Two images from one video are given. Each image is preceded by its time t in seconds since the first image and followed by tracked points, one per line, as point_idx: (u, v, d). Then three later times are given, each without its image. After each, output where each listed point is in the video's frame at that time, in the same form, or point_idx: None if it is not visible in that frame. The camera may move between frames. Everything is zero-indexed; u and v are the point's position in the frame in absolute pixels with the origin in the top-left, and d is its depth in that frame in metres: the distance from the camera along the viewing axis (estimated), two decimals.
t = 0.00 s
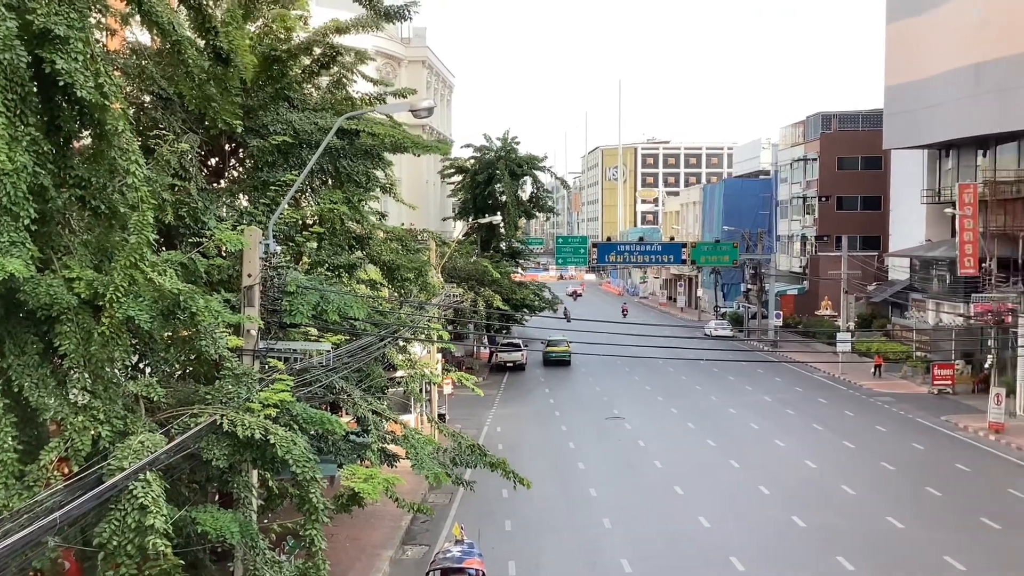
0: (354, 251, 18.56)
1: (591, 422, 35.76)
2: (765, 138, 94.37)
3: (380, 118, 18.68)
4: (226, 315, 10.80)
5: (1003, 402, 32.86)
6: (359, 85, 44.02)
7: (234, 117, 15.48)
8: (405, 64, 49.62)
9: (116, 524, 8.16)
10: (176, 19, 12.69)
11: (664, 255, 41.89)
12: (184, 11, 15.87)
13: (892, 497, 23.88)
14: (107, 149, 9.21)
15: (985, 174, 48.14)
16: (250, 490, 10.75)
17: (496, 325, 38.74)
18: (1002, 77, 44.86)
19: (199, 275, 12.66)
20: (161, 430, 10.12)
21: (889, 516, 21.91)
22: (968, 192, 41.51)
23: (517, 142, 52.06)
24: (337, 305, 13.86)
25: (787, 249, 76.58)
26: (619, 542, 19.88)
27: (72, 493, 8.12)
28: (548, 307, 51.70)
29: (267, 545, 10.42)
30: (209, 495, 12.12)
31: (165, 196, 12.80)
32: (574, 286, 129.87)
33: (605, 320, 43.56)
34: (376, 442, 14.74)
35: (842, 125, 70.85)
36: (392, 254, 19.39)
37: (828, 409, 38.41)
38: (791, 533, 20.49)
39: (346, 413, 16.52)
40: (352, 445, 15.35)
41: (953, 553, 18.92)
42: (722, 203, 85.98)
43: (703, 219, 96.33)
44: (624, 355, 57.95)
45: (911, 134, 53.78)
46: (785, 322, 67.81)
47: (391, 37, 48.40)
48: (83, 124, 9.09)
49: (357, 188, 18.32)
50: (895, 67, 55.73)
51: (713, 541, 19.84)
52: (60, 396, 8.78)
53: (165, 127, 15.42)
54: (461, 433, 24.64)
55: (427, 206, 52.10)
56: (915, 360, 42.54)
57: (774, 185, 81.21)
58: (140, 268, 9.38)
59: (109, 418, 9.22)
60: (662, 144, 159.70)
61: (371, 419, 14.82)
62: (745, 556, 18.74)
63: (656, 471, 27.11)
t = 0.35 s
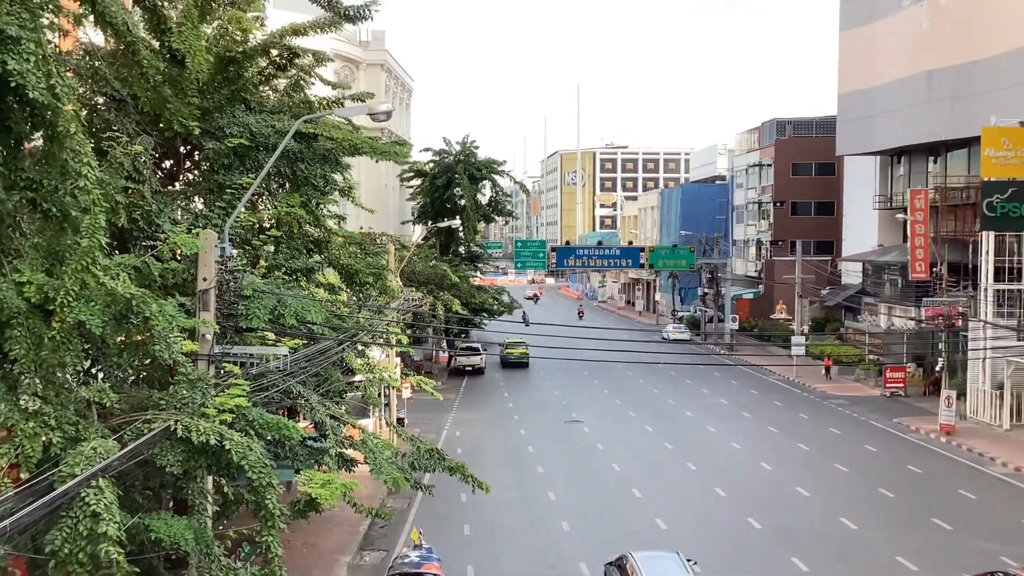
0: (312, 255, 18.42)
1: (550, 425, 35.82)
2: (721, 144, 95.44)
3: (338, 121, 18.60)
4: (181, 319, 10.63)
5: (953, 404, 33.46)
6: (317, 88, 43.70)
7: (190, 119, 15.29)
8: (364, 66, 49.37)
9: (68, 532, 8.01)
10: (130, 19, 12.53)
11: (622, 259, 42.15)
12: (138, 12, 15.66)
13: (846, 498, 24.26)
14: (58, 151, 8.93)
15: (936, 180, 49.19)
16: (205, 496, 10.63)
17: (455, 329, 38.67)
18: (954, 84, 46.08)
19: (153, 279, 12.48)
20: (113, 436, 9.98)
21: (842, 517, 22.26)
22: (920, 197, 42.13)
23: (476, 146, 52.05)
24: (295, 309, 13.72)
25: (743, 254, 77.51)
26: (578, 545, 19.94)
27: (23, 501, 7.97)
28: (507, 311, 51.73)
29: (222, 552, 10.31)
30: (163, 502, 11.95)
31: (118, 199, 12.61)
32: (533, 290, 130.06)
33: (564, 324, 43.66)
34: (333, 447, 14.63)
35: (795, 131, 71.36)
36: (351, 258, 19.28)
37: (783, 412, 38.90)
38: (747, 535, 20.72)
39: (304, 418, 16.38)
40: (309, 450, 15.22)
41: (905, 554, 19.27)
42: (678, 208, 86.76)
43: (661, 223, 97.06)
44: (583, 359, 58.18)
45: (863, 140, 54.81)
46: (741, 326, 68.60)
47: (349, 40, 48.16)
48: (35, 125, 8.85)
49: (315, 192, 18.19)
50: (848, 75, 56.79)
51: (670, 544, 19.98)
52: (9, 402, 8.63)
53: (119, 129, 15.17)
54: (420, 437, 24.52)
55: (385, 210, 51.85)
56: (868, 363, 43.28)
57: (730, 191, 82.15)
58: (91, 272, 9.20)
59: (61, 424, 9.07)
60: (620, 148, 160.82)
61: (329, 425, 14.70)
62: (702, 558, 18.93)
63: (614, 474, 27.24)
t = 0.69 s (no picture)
0: (258, 259, 18.18)
1: (498, 430, 35.81)
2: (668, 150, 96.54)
3: (284, 123, 18.43)
4: (122, 324, 10.42)
5: (894, 407, 34.13)
6: (263, 90, 43.21)
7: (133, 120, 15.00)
8: (311, 69, 48.97)
9: (4, 541, 7.76)
10: (71, 18, 12.29)
11: (570, 263, 42.35)
12: (79, 11, 15.36)
13: (789, 500, 24.65)
14: None
15: (876, 186, 50.38)
16: (147, 504, 10.42)
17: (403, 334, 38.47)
18: (894, 92, 47.35)
19: (93, 284, 12.23)
20: (52, 444, 9.75)
21: (786, 519, 22.62)
22: (862, 203, 42.82)
23: (424, 150, 51.93)
24: (239, 313, 13.53)
25: (690, 258, 78.47)
26: (526, 550, 19.95)
27: None
28: (456, 315, 51.64)
29: (164, 561, 10.10)
30: (103, 511, 11.70)
31: (58, 202, 12.32)
32: (482, 294, 130.07)
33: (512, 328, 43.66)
34: (279, 453, 14.44)
35: (740, 137, 73.20)
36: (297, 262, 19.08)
37: (729, 415, 39.42)
38: (693, 537, 20.94)
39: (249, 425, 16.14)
40: (255, 457, 15.02)
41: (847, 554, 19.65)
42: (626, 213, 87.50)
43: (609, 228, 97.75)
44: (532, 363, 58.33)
45: (805, 146, 55.89)
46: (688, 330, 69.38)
47: (296, 42, 47.73)
48: None
49: (261, 195, 17.97)
50: (790, 83, 57.92)
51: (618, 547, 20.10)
52: None
53: (59, 130, 14.80)
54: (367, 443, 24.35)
55: (332, 214, 51.42)
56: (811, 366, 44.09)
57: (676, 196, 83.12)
58: (30, 276, 9.01)
59: None
60: (569, 153, 161.65)
61: (275, 431, 14.51)
62: (649, 561, 19.08)
63: (562, 478, 27.33)
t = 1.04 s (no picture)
0: (197, 263, 17.87)
1: (442, 434, 35.71)
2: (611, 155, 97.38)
3: (224, 125, 18.14)
4: (56, 329, 10.16)
5: (831, 409, 34.80)
6: (203, 92, 42.54)
7: (68, 120, 14.65)
8: (252, 71, 48.34)
9: None
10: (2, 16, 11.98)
11: (514, 267, 42.42)
12: (11, 8, 14.95)
13: (730, 501, 25.02)
14: None
15: (814, 192, 51.47)
16: (82, 512, 10.20)
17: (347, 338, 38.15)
18: (831, 100, 48.44)
19: (26, 287, 11.91)
20: None
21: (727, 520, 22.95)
22: (800, 208, 43.61)
23: (368, 153, 51.60)
24: (178, 318, 13.28)
25: (633, 263, 79.24)
26: (469, 554, 19.92)
27: None
28: (400, 319, 51.39)
29: (99, 571, 9.86)
30: (36, 520, 11.39)
31: None
32: (426, 299, 129.61)
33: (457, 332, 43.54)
34: (219, 459, 14.20)
35: (682, 144, 73.81)
36: (238, 266, 18.80)
37: (671, 418, 39.88)
38: (636, 539, 21.14)
39: (187, 430, 15.85)
40: (194, 463, 14.77)
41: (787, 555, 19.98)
42: (570, 218, 87.97)
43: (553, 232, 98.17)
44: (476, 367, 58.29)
45: (745, 153, 56.83)
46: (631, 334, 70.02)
47: (237, 43, 47.08)
48: None
49: (200, 197, 17.66)
50: (731, 90, 58.88)
51: (562, 550, 20.18)
52: None
53: None
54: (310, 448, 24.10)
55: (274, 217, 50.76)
56: (751, 370, 44.84)
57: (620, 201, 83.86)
58: None
59: None
60: (513, 158, 161.98)
61: (215, 437, 14.26)
62: (592, 564, 19.20)
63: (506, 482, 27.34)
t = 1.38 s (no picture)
0: (141, 266, 17.55)
1: (391, 438, 35.53)
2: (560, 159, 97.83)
3: (168, 126, 17.83)
4: None
5: (776, 410, 35.38)
6: (147, 92, 41.82)
7: (7, 120, 14.31)
8: (198, 71, 47.65)
9: None
10: None
11: (464, 270, 42.35)
12: None
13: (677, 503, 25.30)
14: None
15: (759, 197, 52.32)
16: (20, 519, 9.95)
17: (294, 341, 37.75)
18: (776, 106, 49.29)
19: None
20: None
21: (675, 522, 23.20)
22: (745, 212, 44.30)
23: (316, 155, 51.15)
24: (120, 321, 13.01)
25: (581, 266, 79.70)
26: (418, 559, 19.86)
27: None
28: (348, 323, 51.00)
29: None
30: None
31: None
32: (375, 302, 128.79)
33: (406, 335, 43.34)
34: (163, 465, 13.95)
35: (630, 148, 74.43)
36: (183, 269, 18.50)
37: (619, 421, 40.20)
38: (584, 541, 21.26)
39: (130, 436, 15.56)
40: (137, 470, 14.47)
41: (734, 555, 20.27)
42: (519, 221, 88.17)
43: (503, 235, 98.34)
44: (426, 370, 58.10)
45: (692, 157, 57.55)
46: (580, 336, 70.42)
47: (182, 42, 46.35)
48: None
49: (144, 199, 17.34)
50: (678, 96, 59.58)
51: (511, 553, 20.23)
52: None
53: None
54: (256, 453, 23.82)
55: (220, 219, 50.04)
56: (698, 372, 45.40)
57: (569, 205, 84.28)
58: None
59: None
60: (463, 160, 161.82)
61: (158, 442, 14.00)
62: (542, 566, 19.28)
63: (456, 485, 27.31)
